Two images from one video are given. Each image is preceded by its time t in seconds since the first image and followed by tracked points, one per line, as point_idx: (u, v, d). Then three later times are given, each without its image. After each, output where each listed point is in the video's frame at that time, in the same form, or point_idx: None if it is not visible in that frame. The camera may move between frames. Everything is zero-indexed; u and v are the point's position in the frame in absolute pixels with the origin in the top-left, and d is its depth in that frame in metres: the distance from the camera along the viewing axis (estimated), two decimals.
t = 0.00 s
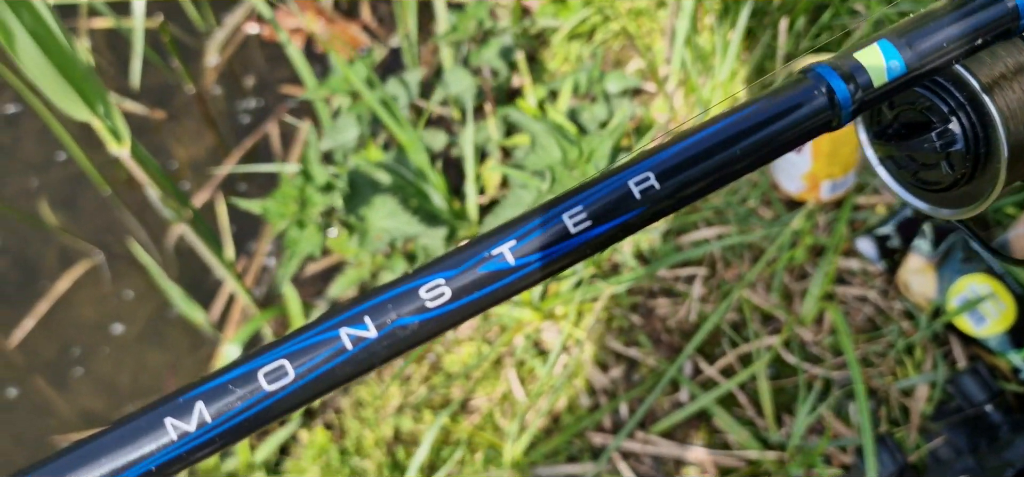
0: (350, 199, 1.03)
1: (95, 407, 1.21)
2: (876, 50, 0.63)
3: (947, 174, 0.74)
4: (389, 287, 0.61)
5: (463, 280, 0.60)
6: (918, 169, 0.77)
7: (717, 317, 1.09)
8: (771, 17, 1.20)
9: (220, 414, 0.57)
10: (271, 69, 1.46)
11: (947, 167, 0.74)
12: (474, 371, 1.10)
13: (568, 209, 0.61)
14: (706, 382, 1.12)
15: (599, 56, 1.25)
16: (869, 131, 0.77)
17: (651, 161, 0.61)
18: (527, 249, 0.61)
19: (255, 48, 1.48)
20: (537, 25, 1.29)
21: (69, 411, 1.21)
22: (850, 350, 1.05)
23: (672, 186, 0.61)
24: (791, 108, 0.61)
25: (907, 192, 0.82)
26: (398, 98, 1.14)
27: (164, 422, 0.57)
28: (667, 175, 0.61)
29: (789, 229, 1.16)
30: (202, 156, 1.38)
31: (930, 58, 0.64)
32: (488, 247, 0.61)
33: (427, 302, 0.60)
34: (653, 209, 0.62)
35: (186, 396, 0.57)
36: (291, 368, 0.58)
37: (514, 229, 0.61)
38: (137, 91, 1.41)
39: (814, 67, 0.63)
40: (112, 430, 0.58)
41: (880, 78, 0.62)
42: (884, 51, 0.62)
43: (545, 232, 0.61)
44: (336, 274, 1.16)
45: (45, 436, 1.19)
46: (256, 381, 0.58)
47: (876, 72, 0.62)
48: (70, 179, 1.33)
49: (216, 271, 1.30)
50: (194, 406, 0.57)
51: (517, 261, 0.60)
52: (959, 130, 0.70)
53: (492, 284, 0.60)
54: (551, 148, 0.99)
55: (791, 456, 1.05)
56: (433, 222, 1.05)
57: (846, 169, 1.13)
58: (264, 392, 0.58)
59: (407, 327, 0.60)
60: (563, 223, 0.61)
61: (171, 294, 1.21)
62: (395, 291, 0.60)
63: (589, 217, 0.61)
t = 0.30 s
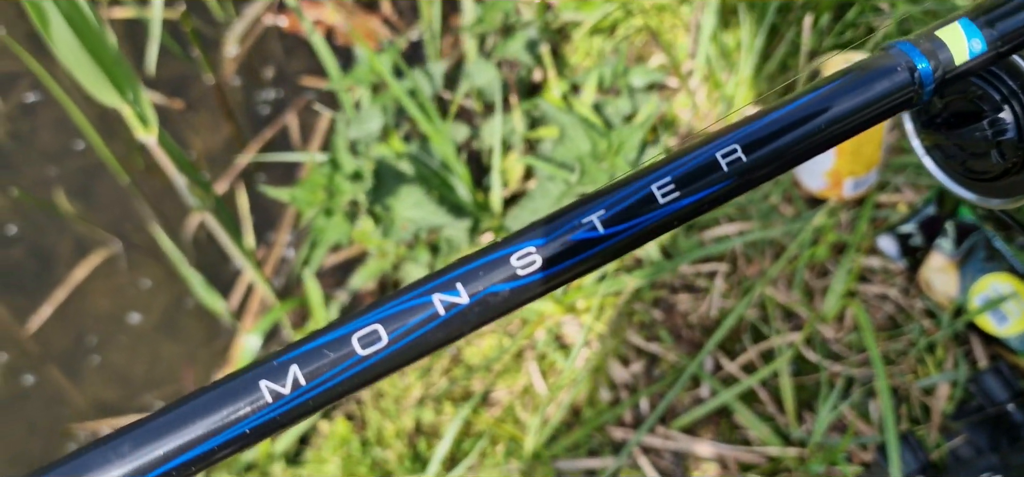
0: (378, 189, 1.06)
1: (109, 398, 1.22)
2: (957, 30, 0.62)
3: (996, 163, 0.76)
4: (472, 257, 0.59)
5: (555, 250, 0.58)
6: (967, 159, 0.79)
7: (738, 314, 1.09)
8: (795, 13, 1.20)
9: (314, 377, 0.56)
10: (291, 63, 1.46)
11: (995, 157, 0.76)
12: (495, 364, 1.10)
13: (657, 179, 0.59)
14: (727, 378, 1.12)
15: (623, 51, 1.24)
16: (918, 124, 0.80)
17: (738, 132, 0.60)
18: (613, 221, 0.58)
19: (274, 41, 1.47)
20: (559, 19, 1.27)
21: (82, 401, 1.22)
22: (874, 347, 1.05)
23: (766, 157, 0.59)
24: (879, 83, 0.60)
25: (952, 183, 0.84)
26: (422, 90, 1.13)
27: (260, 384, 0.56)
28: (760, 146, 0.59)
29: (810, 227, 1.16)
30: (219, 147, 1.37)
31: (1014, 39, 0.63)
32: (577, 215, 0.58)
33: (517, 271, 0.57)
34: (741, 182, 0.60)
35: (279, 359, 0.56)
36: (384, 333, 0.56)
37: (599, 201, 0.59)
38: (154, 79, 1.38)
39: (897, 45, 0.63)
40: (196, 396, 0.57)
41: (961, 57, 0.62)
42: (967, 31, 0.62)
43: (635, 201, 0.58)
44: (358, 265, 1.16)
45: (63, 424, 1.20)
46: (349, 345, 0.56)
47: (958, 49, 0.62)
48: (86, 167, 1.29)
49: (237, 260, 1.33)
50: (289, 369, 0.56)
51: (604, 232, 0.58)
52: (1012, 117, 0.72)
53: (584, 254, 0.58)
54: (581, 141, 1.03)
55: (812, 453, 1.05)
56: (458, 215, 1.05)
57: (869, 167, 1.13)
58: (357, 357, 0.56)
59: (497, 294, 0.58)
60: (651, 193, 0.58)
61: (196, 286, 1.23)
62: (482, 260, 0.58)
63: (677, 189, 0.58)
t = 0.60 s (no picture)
0: (403, 182, 1.09)
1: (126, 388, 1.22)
2: None
3: None
4: (559, 234, 0.59)
5: (643, 227, 0.59)
6: (1016, 152, 0.80)
7: (757, 312, 1.10)
8: (818, 13, 1.19)
9: (407, 348, 0.57)
10: (308, 57, 1.44)
11: None
12: (516, 358, 1.11)
13: (741, 158, 0.60)
14: (747, 375, 1.12)
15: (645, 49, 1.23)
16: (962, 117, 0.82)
17: (821, 113, 0.61)
18: (701, 198, 0.59)
19: (292, 35, 1.45)
20: (580, 16, 1.25)
21: (98, 393, 1.21)
22: (895, 346, 1.05)
23: (849, 136, 0.61)
24: (960, 64, 0.62)
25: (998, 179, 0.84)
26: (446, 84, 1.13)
27: (356, 354, 0.56)
28: (843, 125, 0.61)
29: (830, 226, 1.16)
30: (236, 140, 1.37)
31: None
32: (665, 193, 0.59)
33: (606, 246, 0.58)
34: (823, 161, 0.61)
35: (372, 330, 0.57)
36: (476, 304, 0.57)
37: (685, 178, 0.60)
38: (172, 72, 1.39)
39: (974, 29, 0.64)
40: (285, 367, 0.57)
41: None
42: None
43: (721, 179, 0.60)
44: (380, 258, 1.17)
45: (82, 413, 1.19)
46: (441, 317, 0.57)
47: None
48: (104, 159, 1.31)
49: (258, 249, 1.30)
50: (383, 339, 0.57)
51: (691, 209, 0.59)
52: None
53: (671, 229, 0.59)
54: (608, 136, 1.03)
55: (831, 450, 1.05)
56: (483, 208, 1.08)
57: (890, 167, 1.13)
58: (450, 329, 0.57)
59: (585, 270, 0.59)
60: (736, 172, 0.60)
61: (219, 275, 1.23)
62: (569, 235, 0.59)
63: (763, 168, 0.60)
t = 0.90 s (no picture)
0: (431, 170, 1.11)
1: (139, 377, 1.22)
2: None
3: None
4: (648, 196, 0.63)
5: (729, 191, 0.62)
6: None
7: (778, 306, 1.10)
8: (842, 7, 1.18)
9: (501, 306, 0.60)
10: (327, 47, 1.42)
11: None
12: (537, 349, 1.12)
13: (825, 125, 0.63)
14: (767, 369, 1.12)
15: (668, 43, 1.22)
16: (1006, 102, 0.83)
17: (898, 84, 0.65)
18: (788, 162, 0.63)
19: (312, 25, 1.43)
20: (604, 7, 1.24)
21: (112, 381, 1.21)
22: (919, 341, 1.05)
23: (925, 108, 0.64)
24: None
25: None
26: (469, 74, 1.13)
27: (448, 312, 0.60)
28: (918, 98, 0.64)
29: (851, 222, 1.15)
30: (254, 129, 1.37)
31: None
32: (750, 159, 0.63)
33: (693, 208, 0.62)
34: (902, 131, 0.64)
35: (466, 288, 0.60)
36: (567, 265, 0.61)
37: (771, 144, 0.63)
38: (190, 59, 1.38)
39: None
40: (373, 326, 0.60)
41: None
42: None
43: (805, 145, 0.63)
44: (401, 246, 1.16)
45: (98, 401, 1.20)
46: (533, 276, 0.61)
47: None
48: (122, 146, 1.30)
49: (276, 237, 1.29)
50: (475, 297, 0.60)
51: (777, 174, 0.63)
52: None
53: (756, 195, 0.63)
54: (636, 125, 1.04)
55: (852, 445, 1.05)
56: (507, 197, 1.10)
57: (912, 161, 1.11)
58: (542, 288, 0.61)
59: (675, 231, 0.62)
60: (820, 138, 0.63)
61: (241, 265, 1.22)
62: (660, 197, 0.62)
63: (846, 136, 0.63)
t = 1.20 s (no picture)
0: (455, 161, 1.12)
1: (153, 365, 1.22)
2: None
3: None
4: (714, 162, 0.62)
5: (795, 157, 0.62)
6: None
7: (795, 298, 1.12)
8: (860, 4, 1.19)
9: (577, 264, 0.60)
10: (346, 39, 1.44)
11: None
12: (554, 339, 1.14)
13: (888, 96, 0.64)
14: (783, 361, 1.12)
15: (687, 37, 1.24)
16: None
17: (954, 58, 0.65)
18: (853, 130, 0.63)
19: (331, 17, 1.44)
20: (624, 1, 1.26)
21: (127, 369, 1.22)
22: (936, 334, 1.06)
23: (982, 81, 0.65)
24: None
25: None
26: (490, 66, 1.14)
27: (526, 271, 0.60)
28: (976, 71, 0.65)
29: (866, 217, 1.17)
30: (272, 121, 1.38)
31: None
32: (815, 127, 0.63)
33: (762, 174, 0.62)
34: (961, 103, 0.65)
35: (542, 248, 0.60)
36: (639, 226, 0.61)
37: (835, 113, 0.64)
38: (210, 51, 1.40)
39: None
40: (447, 285, 0.60)
41: None
42: None
43: (869, 113, 0.63)
44: (420, 236, 1.17)
45: (113, 388, 1.21)
46: (607, 236, 0.61)
47: None
48: (141, 135, 1.31)
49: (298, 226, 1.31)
50: (552, 257, 0.60)
51: (842, 142, 0.63)
52: None
53: (822, 162, 0.63)
54: (658, 117, 1.05)
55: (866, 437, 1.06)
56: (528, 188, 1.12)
57: (928, 157, 1.13)
58: (614, 248, 0.61)
59: (743, 197, 0.62)
60: (884, 109, 0.63)
61: (262, 252, 1.23)
62: (728, 162, 0.62)
63: (909, 106, 0.64)
